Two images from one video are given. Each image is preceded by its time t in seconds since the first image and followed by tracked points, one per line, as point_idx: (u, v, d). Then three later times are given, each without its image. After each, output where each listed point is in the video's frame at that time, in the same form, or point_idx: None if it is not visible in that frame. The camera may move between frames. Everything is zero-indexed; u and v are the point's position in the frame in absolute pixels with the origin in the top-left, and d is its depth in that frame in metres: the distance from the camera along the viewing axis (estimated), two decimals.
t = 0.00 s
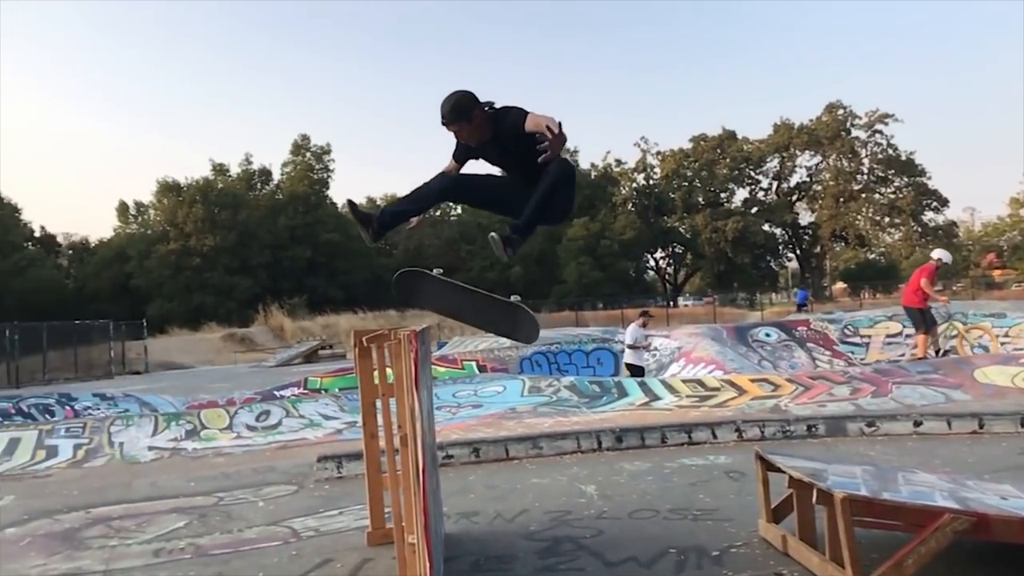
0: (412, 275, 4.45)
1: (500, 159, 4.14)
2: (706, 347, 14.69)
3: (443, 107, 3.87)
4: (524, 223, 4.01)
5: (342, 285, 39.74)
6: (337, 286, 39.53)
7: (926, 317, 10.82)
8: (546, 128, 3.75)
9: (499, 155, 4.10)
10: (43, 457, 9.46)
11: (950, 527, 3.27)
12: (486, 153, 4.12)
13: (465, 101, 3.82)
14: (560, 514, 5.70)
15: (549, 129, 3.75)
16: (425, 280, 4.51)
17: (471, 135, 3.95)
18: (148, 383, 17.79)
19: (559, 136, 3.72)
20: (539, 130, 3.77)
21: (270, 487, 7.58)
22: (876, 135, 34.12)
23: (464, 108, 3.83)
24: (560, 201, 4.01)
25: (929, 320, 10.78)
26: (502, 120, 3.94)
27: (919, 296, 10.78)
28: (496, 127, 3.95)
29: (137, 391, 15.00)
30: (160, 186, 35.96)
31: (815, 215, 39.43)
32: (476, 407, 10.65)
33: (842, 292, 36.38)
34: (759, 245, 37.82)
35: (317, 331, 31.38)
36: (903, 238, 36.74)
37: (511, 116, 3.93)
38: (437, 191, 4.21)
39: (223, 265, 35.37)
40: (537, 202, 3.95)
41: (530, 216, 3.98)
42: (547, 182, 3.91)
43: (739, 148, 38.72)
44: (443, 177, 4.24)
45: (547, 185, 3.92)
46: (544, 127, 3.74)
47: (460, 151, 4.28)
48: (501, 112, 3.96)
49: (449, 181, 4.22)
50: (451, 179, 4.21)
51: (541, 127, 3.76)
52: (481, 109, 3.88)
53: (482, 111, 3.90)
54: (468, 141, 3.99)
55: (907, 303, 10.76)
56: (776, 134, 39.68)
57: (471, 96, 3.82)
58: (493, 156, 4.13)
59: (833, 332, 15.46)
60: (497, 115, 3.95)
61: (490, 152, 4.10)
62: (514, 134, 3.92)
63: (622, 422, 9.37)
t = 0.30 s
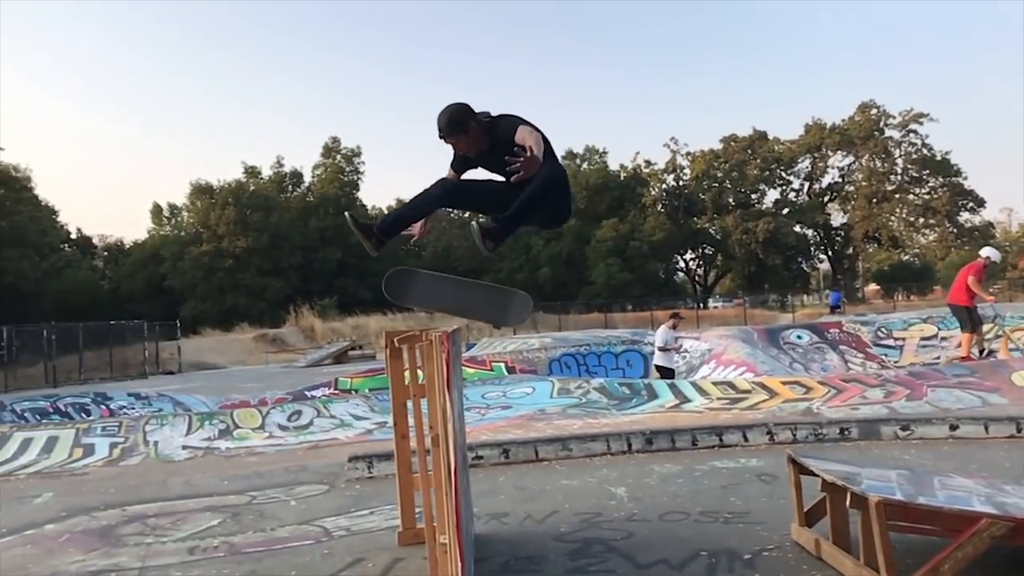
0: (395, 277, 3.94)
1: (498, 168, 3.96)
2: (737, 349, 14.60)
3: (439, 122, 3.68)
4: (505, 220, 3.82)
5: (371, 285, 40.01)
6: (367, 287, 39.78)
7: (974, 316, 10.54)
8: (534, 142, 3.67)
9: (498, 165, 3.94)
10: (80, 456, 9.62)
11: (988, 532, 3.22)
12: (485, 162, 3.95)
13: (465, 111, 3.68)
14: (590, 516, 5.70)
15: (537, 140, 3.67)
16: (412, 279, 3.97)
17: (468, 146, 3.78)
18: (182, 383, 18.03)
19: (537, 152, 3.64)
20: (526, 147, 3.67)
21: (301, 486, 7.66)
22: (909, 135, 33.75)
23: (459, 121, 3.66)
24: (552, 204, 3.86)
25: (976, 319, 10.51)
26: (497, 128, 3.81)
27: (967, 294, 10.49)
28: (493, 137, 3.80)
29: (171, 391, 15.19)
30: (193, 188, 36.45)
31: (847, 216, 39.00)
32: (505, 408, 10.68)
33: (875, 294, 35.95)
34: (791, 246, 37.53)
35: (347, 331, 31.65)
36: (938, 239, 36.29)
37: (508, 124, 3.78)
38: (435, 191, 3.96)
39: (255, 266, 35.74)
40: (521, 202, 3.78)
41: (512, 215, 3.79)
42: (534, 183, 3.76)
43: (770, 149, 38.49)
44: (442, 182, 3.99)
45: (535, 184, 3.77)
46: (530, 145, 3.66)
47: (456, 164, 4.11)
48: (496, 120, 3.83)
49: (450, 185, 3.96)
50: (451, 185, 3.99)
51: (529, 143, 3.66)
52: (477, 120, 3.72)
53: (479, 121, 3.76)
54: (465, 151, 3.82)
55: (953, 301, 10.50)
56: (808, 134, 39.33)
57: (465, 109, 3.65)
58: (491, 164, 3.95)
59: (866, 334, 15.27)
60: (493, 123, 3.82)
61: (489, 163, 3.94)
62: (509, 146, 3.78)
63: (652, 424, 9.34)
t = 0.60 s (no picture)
0: (389, 277, 4.16)
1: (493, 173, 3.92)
2: (768, 349, 14.48)
3: (435, 127, 3.64)
4: (496, 227, 3.79)
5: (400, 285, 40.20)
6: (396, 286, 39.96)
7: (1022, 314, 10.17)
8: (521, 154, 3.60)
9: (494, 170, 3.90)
10: (115, 452, 9.77)
11: None
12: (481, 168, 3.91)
13: (460, 122, 3.65)
14: (620, 516, 5.69)
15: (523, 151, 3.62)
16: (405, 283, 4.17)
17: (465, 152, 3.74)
18: (214, 381, 18.22)
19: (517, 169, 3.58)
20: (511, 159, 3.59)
21: (331, 484, 7.72)
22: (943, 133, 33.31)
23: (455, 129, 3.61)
24: (544, 206, 3.85)
25: None
26: (491, 135, 3.77)
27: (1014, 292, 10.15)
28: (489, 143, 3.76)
29: (203, 389, 15.36)
30: (224, 189, 36.88)
31: (880, 215, 38.53)
32: (534, 407, 10.69)
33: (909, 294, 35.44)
34: (822, 245, 37.13)
35: (376, 330, 31.84)
36: (973, 239, 35.78)
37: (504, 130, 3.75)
38: (433, 199, 3.88)
39: (286, 266, 36.05)
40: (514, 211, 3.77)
41: (503, 222, 3.77)
42: (523, 189, 3.72)
43: (801, 147, 38.19)
44: (441, 188, 3.93)
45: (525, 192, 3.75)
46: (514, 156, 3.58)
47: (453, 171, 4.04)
48: (492, 126, 3.79)
49: (449, 190, 3.90)
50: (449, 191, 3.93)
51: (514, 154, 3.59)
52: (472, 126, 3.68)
53: (474, 130, 3.73)
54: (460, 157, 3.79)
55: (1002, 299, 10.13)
56: (840, 133, 38.92)
57: (460, 115, 3.61)
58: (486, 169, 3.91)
59: (900, 334, 15.06)
60: (490, 131, 3.79)
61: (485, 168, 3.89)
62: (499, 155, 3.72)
63: (682, 424, 9.30)
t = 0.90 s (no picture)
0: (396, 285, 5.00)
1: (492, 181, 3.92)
2: (801, 349, 14.33)
3: (433, 138, 3.67)
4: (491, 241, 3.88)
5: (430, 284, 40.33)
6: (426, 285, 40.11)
7: None
8: (509, 170, 3.57)
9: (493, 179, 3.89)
10: (151, 447, 9.92)
11: None
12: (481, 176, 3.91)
13: (456, 130, 3.62)
14: (652, 515, 5.67)
15: (512, 168, 3.58)
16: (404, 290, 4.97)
17: (464, 162, 3.74)
18: (247, 379, 18.41)
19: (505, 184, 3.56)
20: (498, 176, 3.57)
21: (363, 481, 7.78)
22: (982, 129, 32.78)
23: (452, 140, 3.63)
24: (539, 216, 3.86)
25: None
26: (489, 143, 3.73)
27: None
28: (487, 153, 3.74)
29: (236, 386, 15.53)
30: (257, 188, 37.30)
31: (916, 213, 37.98)
32: (565, 406, 10.69)
33: (946, 293, 34.82)
34: (856, 244, 36.64)
35: (406, 329, 31.98)
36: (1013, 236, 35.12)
37: (501, 140, 3.74)
38: (432, 206, 3.89)
39: (317, 264, 36.33)
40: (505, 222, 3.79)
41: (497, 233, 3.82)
42: (512, 203, 3.73)
43: (834, 145, 37.78)
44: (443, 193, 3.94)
45: (516, 205, 3.75)
46: (500, 173, 3.55)
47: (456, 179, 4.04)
48: (490, 133, 3.77)
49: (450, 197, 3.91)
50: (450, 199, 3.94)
51: (501, 171, 3.56)
52: (471, 136, 3.68)
53: (473, 137, 3.70)
54: (460, 167, 3.80)
55: None
56: (875, 130, 38.42)
57: (456, 126, 3.61)
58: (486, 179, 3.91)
59: (936, 334, 14.83)
60: (490, 138, 3.76)
61: (485, 177, 3.88)
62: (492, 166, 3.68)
63: (714, 424, 9.24)
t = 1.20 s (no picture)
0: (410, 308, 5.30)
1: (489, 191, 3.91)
2: (833, 348, 14.18)
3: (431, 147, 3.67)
4: (491, 256, 3.83)
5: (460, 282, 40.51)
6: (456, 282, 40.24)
7: None
8: (497, 182, 3.52)
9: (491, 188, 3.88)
10: (185, 442, 10.05)
11: None
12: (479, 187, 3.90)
13: (452, 140, 3.62)
14: (682, 514, 5.65)
15: (502, 179, 3.55)
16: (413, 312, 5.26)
17: (461, 170, 3.74)
18: (279, 375, 18.60)
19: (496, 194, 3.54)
20: (488, 186, 3.54)
21: (394, 476, 7.83)
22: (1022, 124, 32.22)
23: (449, 148, 3.63)
24: (533, 226, 3.82)
25: None
26: (486, 152, 3.72)
27: None
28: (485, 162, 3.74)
29: (268, 382, 15.69)
30: (289, 186, 37.71)
31: (953, 210, 37.42)
32: (594, 404, 10.68)
33: (984, 292, 34.20)
34: (891, 242, 36.16)
35: (436, 327, 32.13)
36: None
37: (498, 149, 3.74)
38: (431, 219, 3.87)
39: (348, 261, 36.56)
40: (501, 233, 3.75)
41: (494, 245, 3.78)
42: (505, 213, 3.70)
43: (869, 141, 37.37)
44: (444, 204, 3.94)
45: (509, 214, 3.71)
46: (488, 184, 3.51)
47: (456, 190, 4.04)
48: (487, 142, 3.78)
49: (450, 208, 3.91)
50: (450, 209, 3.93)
51: (490, 180, 3.52)
52: (469, 145, 3.69)
53: (470, 146, 3.71)
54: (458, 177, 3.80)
55: None
56: (910, 125, 37.91)
57: (454, 134, 3.61)
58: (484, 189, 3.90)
59: (974, 334, 14.57)
60: (487, 146, 3.75)
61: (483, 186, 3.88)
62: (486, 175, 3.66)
63: (745, 423, 9.17)
